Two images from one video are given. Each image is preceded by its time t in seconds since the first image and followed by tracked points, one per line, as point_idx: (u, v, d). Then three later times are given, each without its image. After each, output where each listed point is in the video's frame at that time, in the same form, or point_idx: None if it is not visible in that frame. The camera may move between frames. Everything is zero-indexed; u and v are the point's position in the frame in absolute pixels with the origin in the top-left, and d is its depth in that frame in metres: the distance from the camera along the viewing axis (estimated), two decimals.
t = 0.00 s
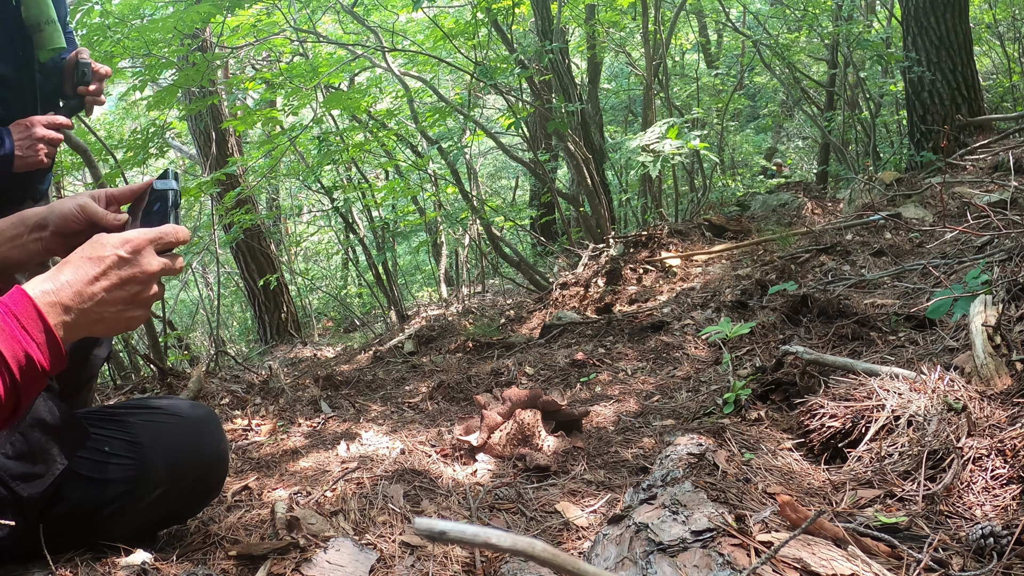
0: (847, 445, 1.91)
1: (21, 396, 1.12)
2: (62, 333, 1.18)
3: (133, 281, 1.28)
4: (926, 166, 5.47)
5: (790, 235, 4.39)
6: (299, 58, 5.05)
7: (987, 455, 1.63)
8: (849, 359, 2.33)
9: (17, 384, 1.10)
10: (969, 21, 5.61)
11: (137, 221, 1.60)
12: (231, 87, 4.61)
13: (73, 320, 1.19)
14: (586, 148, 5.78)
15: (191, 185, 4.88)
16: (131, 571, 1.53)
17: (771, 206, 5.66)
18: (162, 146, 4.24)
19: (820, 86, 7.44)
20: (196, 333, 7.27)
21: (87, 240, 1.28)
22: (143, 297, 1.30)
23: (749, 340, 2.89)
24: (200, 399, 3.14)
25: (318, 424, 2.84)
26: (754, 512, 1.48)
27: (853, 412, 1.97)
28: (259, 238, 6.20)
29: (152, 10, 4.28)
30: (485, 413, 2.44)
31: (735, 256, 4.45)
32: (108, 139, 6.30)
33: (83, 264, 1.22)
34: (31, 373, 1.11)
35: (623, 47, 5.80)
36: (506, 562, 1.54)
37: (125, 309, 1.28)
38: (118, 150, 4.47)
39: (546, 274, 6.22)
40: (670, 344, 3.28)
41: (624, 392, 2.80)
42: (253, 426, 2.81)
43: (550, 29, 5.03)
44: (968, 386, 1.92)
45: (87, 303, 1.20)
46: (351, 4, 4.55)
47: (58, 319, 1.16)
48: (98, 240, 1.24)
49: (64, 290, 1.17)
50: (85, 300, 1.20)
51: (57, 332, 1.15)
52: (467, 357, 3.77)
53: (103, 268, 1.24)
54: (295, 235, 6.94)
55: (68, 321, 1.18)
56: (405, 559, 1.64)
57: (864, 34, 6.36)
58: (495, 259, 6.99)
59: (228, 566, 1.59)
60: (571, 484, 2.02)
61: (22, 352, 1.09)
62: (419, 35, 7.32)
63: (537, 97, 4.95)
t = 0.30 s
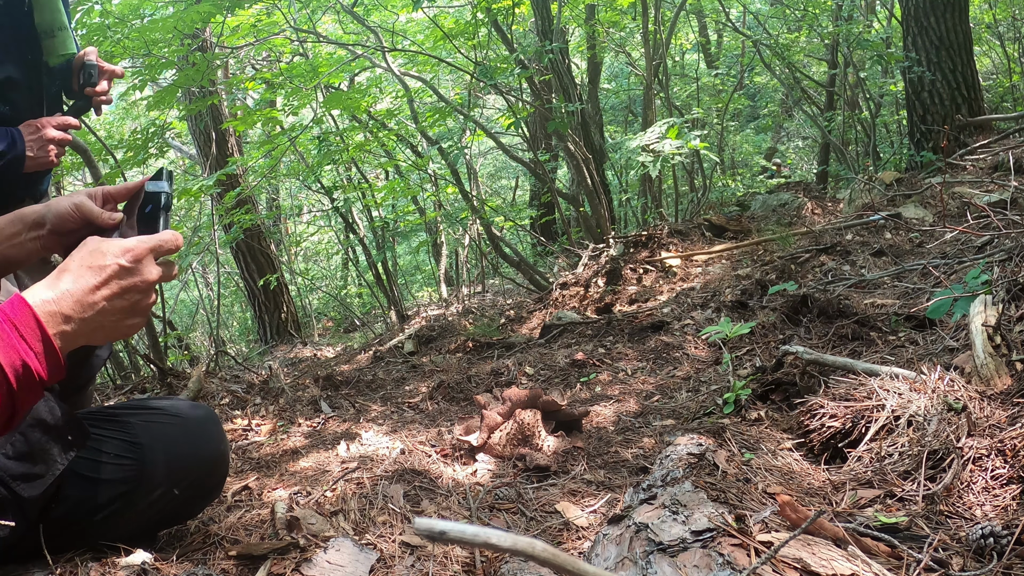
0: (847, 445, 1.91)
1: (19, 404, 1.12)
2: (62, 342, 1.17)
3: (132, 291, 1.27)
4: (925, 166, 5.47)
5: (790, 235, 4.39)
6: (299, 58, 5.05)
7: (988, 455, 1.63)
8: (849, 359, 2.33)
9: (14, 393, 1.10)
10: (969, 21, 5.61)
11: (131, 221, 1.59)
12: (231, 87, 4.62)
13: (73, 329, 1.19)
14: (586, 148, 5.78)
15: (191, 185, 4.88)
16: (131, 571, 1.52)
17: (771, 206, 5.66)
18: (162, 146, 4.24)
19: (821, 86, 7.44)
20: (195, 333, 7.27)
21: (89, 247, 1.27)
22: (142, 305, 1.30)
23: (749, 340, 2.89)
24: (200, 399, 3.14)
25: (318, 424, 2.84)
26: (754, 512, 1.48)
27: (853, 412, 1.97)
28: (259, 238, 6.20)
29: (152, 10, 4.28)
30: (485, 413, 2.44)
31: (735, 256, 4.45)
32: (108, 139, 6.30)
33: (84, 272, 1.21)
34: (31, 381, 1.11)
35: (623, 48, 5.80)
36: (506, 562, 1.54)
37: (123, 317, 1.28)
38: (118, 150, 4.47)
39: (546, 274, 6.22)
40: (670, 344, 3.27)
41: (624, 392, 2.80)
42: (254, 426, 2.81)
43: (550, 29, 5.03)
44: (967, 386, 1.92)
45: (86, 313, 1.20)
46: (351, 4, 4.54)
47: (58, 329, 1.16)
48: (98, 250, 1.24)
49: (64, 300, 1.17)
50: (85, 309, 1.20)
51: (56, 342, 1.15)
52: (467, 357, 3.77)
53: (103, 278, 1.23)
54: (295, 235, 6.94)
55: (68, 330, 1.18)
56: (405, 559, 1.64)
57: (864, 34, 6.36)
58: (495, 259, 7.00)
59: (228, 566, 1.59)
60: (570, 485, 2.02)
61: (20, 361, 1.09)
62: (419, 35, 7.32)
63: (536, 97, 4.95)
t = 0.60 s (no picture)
0: (847, 445, 1.91)
1: None
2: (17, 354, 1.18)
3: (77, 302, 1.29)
4: (925, 166, 5.47)
5: (790, 235, 4.39)
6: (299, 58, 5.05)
7: (988, 455, 1.63)
8: (849, 359, 2.33)
9: None
10: (969, 21, 5.61)
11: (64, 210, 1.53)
12: (231, 87, 4.61)
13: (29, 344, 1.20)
14: (586, 148, 5.77)
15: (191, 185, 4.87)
16: (130, 571, 1.52)
17: (771, 206, 5.66)
18: (162, 146, 4.25)
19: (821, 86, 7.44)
20: (195, 333, 7.28)
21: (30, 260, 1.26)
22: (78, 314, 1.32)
23: (749, 340, 2.89)
24: (201, 399, 3.14)
25: (318, 424, 2.84)
26: (754, 512, 1.48)
27: (853, 412, 1.97)
28: (260, 238, 6.20)
29: (152, 10, 4.28)
30: (485, 413, 2.44)
31: (735, 256, 4.45)
32: (108, 139, 6.29)
33: (33, 286, 1.22)
34: None
35: (623, 48, 5.80)
36: (506, 562, 1.54)
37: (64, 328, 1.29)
38: (118, 150, 4.46)
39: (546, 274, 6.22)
40: (670, 344, 3.27)
41: (624, 392, 2.80)
42: (254, 426, 2.81)
43: (550, 29, 5.04)
44: (968, 386, 1.92)
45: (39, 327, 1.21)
46: (351, 5, 4.54)
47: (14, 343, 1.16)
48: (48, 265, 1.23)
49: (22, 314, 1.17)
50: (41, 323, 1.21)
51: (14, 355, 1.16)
52: (467, 357, 3.77)
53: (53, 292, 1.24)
54: (295, 235, 6.94)
55: (23, 343, 1.18)
56: (405, 559, 1.64)
57: (864, 34, 6.36)
58: (495, 259, 7.00)
59: (227, 566, 1.59)
60: (570, 485, 2.02)
61: None
62: (419, 35, 7.32)
63: (537, 97, 4.95)
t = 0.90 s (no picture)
0: (847, 445, 1.91)
1: None
2: None
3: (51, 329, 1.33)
4: (925, 166, 5.47)
5: (790, 235, 4.39)
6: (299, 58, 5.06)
7: (988, 455, 1.63)
8: (849, 359, 2.33)
9: None
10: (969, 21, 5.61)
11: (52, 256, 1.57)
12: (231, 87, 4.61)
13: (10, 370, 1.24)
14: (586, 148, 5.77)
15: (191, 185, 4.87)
16: (130, 571, 1.52)
17: (771, 206, 5.66)
18: (162, 146, 4.25)
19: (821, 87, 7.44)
20: (196, 333, 7.28)
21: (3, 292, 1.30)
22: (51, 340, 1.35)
23: (749, 340, 2.89)
24: (201, 399, 3.14)
25: (318, 424, 2.84)
26: (754, 512, 1.48)
27: (853, 412, 1.97)
28: (260, 238, 6.20)
29: (152, 10, 4.28)
30: (485, 413, 2.44)
31: (735, 256, 4.45)
32: (108, 139, 6.29)
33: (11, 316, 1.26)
34: None
35: (623, 48, 5.79)
36: (506, 562, 1.54)
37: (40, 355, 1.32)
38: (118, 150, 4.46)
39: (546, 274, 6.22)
40: (670, 344, 3.28)
41: (624, 392, 2.80)
42: (253, 426, 2.81)
43: (550, 29, 5.04)
44: (968, 386, 1.92)
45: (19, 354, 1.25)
46: (352, 5, 4.54)
47: None
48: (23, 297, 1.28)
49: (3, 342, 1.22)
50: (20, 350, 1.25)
51: None
52: (467, 357, 3.77)
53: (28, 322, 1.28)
54: (295, 235, 6.95)
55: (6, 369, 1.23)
56: (405, 559, 1.64)
57: (864, 34, 6.36)
58: (495, 259, 7.00)
59: (228, 566, 1.59)
60: (569, 485, 2.02)
61: None
62: (419, 35, 7.32)
63: (537, 97, 4.95)
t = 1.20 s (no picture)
0: (847, 445, 1.91)
1: None
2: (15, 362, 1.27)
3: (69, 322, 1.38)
4: (925, 166, 5.47)
5: (790, 235, 4.39)
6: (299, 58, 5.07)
7: (988, 455, 1.63)
8: (849, 359, 2.33)
9: None
10: (969, 21, 5.61)
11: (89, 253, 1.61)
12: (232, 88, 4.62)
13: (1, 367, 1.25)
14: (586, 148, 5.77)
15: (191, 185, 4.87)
16: (130, 571, 1.52)
17: (771, 206, 5.66)
18: (162, 146, 4.25)
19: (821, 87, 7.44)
20: (196, 333, 7.28)
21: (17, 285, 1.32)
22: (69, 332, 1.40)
23: (749, 340, 2.89)
24: (201, 399, 3.14)
25: (318, 424, 2.84)
26: (754, 512, 1.48)
27: (853, 412, 1.97)
28: (260, 238, 6.20)
29: (152, 10, 4.28)
30: (485, 413, 2.44)
31: (735, 256, 4.45)
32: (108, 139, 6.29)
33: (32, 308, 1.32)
34: None
35: (623, 48, 5.79)
36: (506, 562, 1.54)
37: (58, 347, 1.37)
38: (118, 150, 4.46)
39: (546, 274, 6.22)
40: (669, 344, 3.28)
41: (624, 392, 2.80)
42: (253, 426, 2.81)
43: (550, 29, 5.04)
44: (968, 386, 1.92)
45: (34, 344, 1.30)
46: (352, 5, 4.54)
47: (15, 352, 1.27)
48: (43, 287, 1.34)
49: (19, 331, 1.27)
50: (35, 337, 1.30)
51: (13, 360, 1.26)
52: (467, 357, 3.77)
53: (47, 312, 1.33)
54: (295, 235, 6.95)
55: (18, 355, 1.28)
56: (405, 559, 1.64)
57: (864, 34, 6.36)
58: (495, 259, 7.00)
59: (228, 566, 1.59)
60: (569, 485, 2.02)
61: None
62: (419, 35, 7.33)
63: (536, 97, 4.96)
